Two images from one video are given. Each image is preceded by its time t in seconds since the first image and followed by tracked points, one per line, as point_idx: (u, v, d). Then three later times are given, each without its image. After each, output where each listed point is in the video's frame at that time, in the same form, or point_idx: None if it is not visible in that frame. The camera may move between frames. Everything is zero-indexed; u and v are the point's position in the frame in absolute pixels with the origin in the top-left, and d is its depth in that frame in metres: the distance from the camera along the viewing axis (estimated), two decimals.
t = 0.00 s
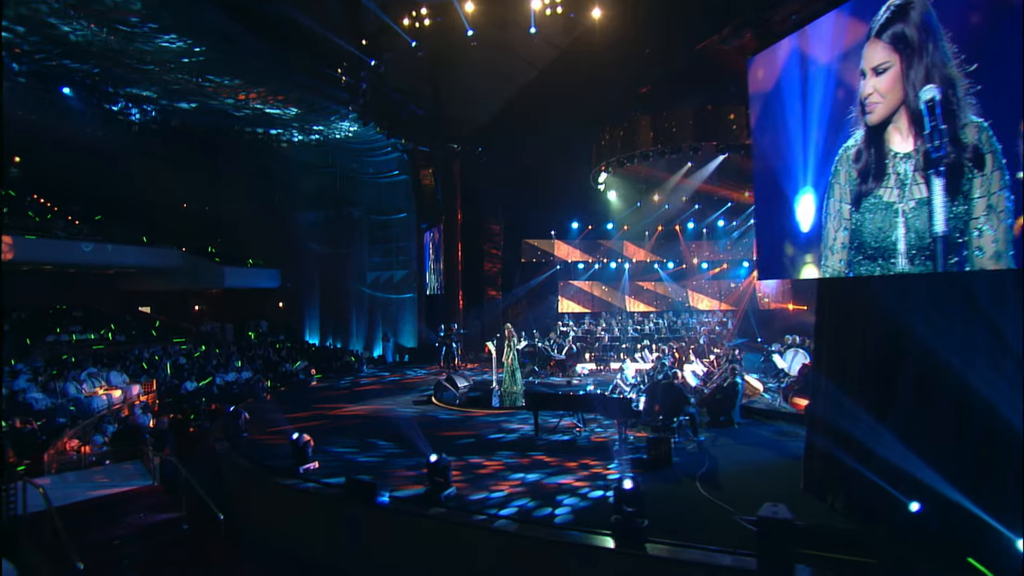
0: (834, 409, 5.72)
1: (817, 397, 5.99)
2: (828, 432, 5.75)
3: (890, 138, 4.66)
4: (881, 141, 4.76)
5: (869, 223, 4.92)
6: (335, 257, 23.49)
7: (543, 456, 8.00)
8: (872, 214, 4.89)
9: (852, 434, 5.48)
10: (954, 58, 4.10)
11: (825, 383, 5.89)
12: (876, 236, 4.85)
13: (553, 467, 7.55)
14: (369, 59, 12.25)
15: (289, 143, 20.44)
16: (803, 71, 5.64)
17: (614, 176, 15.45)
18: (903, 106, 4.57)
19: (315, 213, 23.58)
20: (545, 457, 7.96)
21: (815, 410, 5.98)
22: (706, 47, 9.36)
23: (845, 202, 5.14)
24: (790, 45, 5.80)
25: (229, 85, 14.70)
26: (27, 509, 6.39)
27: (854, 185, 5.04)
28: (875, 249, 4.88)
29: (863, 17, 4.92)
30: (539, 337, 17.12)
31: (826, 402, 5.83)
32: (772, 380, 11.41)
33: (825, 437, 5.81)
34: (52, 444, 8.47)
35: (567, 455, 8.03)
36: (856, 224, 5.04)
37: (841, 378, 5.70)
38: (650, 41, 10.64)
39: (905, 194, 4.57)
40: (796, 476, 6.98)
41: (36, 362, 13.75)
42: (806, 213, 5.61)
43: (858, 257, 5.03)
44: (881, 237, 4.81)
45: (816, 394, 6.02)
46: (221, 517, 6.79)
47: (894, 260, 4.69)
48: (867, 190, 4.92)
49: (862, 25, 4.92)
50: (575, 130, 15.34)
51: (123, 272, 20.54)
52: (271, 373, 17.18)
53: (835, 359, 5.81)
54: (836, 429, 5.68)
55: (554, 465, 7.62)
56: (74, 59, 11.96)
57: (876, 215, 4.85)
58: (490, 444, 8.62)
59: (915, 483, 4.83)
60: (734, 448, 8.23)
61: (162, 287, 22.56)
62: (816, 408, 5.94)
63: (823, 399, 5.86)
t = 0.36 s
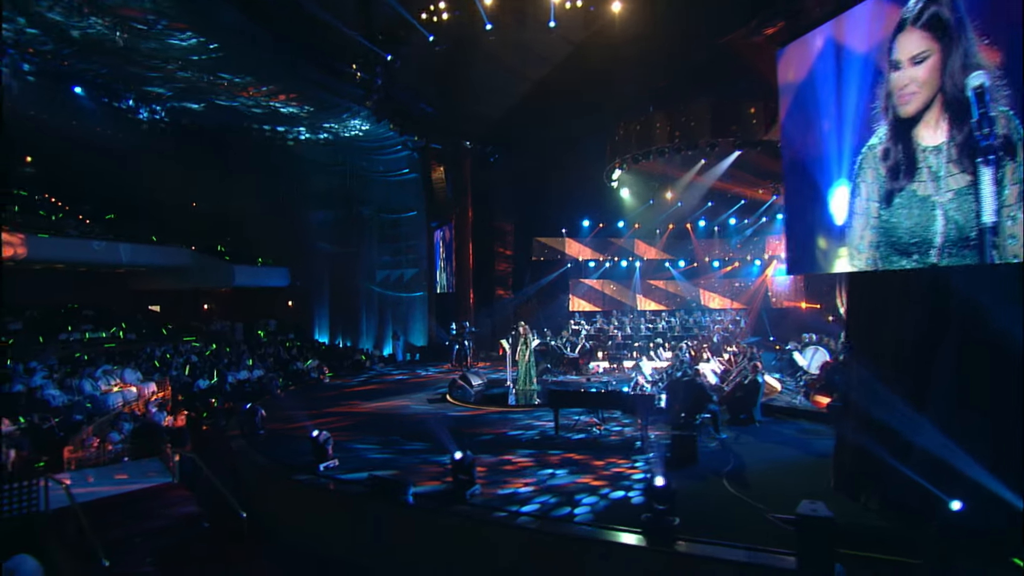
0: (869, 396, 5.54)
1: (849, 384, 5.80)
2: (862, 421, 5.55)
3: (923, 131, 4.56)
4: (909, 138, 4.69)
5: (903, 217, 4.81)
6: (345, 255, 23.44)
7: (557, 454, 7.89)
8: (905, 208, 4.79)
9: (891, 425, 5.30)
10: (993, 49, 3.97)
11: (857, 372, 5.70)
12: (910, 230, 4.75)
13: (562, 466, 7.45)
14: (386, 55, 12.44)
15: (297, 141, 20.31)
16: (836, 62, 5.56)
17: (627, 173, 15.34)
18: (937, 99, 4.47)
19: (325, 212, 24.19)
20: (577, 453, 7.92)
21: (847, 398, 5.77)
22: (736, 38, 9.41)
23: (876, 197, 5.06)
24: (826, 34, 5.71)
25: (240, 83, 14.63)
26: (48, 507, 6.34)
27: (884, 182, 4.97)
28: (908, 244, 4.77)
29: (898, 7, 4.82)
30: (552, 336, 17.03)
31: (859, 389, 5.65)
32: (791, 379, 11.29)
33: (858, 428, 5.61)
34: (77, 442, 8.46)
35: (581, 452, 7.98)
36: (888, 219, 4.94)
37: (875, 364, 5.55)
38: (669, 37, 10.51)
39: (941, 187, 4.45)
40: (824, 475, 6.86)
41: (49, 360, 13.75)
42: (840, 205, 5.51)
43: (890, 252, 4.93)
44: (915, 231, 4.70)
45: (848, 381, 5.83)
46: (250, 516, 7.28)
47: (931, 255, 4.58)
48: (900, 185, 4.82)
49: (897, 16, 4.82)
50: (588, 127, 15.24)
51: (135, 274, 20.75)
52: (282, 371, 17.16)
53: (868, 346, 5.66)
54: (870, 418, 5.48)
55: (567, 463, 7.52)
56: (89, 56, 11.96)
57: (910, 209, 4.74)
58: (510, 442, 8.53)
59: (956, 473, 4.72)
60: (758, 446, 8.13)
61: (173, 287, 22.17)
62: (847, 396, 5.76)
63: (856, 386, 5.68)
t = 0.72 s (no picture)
0: (908, 384, 5.46)
1: (885, 368, 5.74)
2: (898, 412, 5.49)
3: (985, 116, 4.41)
4: (965, 130, 4.57)
5: (960, 208, 4.65)
6: (357, 254, 23.45)
7: (575, 454, 7.79)
8: (963, 198, 4.63)
9: (930, 414, 5.22)
10: None
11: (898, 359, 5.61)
12: (968, 221, 4.59)
13: (580, 463, 7.39)
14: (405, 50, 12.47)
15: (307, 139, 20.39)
16: (876, 50, 5.44)
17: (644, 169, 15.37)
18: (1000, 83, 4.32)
19: (338, 210, 23.97)
20: (607, 453, 7.79)
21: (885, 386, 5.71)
22: (771, 31, 9.53)
23: (929, 189, 4.89)
24: (862, 23, 5.61)
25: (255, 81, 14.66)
26: (80, 503, 6.34)
27: (936, 176, 4.83)
28: (967, 236, 4.62)
29: None
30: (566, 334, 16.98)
31: (898, 376, 5.57)
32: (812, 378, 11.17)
33: (895, 422, 5.54)
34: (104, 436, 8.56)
35: (598, 450, 7.92)
36: (943, 211, 4.77)
37: (914, 352, 5.48)
38: (688, 32, 10.44)
39: (1004, 174, 4.30)
40: (857, 474, 6.75)
41: (67, 357, 13.85)
42: (880, 198, 5.40)
43: (945, 245, 4.76)
44: (974, 221, 4.54)
45: (884, 365, 5.76)
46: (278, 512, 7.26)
47: (995, 245, 4.41)
48: (956, 175, 4.66)
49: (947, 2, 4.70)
50: (603, 124, 15.19)
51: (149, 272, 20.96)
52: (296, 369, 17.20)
53: (906, 332, 5.59)
54: (909, 409, 5.41)
55: (591, 461, 7.46)
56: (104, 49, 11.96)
57: (969, 200, 4.58)
58: (533, 440, 8.47)
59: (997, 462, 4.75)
60: (785, 444, 8.03)
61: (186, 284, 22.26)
62: (885, 379, 5.70)
63: (894, 370, 5.61)
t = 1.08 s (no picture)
0: (948, 373, 5.39)
1: (925, 356, 5.69)
2: (943, 404, 5.41)
3: None
4: None
5: None
6: (369, 252, 23.45)
7: (604, 450, 7.74)
8: None
9: (970, 400, 5.11)
10: None
11: (932, 345, 5.57)
12: None
13: (613, 461, 7.37)
14: (426, 45, 12.18)
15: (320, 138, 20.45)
16: (920, 36, 5.32)
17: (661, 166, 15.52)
18: None
19: (350, 208, 24.39)
20: (639, 450, 7.75)
21: (925, 375, 5.66)
22: (800, 21, 9.24)
23: (1011, 170, 4.42)
24: (904, 11, 5.51)
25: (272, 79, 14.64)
26: (107, 497, 6.31)
27: (1021, 154, 4.35)
28: None
29: None
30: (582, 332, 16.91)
31: (938, 363, 5.51)
32: (833, 376, 11.08)
33: (938, 415, 5.46)
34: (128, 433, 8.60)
35: (625, 448, 7.87)
36: None
37: (953, 340, 5.37)
38: (710, 27, 10.36)
39: None
40: (889, 472, 6.65)
41: (83, 355, 13.92)
42: (921, 191, 5.30)
43: None
44: None
45: (923, 353, 5.72)
46: (303, 509, 7.14)
47: None
48: None
49: None
50: (618, 121, 15.13)
51: (163, 270, 21.17)
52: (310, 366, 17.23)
53: (944, 319, 5.49)
54: (952, 400, 5.32)
55: (625, 458, 7.41)
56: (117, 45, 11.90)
57: None
58: (555, 438, 8.40)
59: None
60: (812, 441, 7.96)
61: (199, 283, 22.32)
62: (925, 367, 5.66)
63: (934, 358, 5.56)
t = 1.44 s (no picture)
0: (993, 365, 5.20)
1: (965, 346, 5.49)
2: (986, 397, 5.24)
3: None
4: None
5: None
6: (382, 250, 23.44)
7: (634, 447, 7.74)
8: None
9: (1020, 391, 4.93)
10: None
11: (969, 327, 5.39)
12: None
13: (655, 458, 7.31)
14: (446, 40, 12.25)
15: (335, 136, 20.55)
16: (962, 29, 5.25)
17: (679, 163, 15.51)
18: None
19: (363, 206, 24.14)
20: (674, 448, 7.68)
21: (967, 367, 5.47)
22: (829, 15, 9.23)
23: None
24: (945, 4, 5.45)
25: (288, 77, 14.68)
26: (138, 490, 6.35)
27: None
28: None
29: None
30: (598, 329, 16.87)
31: (980, 355, 5.32)
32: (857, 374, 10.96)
33: (979, 409, 5.29)
34: (153, 428, 8.76)
35: (655, 445, 7.82)
36: None
37: (997, 332, 5.19)
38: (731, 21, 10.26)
39: None
40: (925, 471, 6.54)
41: (102, 352, 14.06)
42: (962, 185, 5.18)
43: None
44: None
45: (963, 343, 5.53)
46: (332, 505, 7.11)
47: None
48: None
49: None
50: (636, 117, 15.06)
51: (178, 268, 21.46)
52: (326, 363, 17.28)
53: (987, 308, 5.31)
54: (997, 393, 5.15)
55: (660, 455, 7.38)
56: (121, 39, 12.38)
57: None
58: (577, 436, 8.36)
59: None
60: (842, 439, 7.88)
61: (213, 280, 22.46)
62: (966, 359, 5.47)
63: (975, 349, 5.37)
